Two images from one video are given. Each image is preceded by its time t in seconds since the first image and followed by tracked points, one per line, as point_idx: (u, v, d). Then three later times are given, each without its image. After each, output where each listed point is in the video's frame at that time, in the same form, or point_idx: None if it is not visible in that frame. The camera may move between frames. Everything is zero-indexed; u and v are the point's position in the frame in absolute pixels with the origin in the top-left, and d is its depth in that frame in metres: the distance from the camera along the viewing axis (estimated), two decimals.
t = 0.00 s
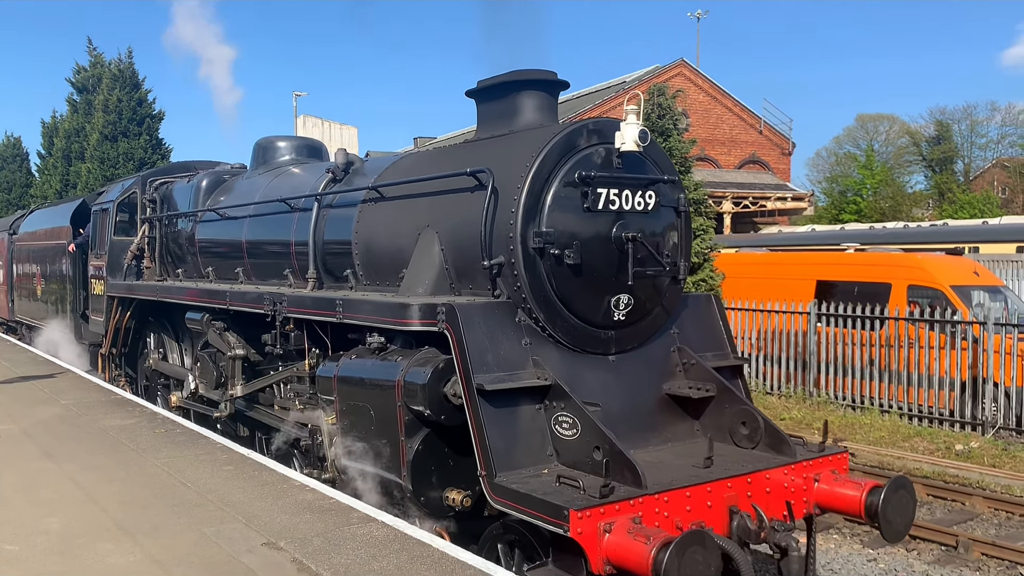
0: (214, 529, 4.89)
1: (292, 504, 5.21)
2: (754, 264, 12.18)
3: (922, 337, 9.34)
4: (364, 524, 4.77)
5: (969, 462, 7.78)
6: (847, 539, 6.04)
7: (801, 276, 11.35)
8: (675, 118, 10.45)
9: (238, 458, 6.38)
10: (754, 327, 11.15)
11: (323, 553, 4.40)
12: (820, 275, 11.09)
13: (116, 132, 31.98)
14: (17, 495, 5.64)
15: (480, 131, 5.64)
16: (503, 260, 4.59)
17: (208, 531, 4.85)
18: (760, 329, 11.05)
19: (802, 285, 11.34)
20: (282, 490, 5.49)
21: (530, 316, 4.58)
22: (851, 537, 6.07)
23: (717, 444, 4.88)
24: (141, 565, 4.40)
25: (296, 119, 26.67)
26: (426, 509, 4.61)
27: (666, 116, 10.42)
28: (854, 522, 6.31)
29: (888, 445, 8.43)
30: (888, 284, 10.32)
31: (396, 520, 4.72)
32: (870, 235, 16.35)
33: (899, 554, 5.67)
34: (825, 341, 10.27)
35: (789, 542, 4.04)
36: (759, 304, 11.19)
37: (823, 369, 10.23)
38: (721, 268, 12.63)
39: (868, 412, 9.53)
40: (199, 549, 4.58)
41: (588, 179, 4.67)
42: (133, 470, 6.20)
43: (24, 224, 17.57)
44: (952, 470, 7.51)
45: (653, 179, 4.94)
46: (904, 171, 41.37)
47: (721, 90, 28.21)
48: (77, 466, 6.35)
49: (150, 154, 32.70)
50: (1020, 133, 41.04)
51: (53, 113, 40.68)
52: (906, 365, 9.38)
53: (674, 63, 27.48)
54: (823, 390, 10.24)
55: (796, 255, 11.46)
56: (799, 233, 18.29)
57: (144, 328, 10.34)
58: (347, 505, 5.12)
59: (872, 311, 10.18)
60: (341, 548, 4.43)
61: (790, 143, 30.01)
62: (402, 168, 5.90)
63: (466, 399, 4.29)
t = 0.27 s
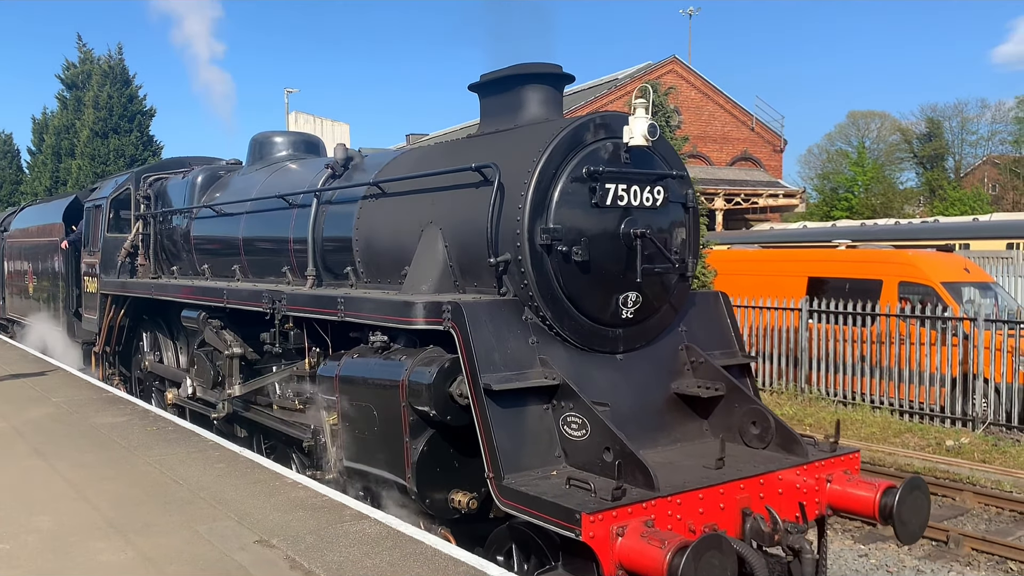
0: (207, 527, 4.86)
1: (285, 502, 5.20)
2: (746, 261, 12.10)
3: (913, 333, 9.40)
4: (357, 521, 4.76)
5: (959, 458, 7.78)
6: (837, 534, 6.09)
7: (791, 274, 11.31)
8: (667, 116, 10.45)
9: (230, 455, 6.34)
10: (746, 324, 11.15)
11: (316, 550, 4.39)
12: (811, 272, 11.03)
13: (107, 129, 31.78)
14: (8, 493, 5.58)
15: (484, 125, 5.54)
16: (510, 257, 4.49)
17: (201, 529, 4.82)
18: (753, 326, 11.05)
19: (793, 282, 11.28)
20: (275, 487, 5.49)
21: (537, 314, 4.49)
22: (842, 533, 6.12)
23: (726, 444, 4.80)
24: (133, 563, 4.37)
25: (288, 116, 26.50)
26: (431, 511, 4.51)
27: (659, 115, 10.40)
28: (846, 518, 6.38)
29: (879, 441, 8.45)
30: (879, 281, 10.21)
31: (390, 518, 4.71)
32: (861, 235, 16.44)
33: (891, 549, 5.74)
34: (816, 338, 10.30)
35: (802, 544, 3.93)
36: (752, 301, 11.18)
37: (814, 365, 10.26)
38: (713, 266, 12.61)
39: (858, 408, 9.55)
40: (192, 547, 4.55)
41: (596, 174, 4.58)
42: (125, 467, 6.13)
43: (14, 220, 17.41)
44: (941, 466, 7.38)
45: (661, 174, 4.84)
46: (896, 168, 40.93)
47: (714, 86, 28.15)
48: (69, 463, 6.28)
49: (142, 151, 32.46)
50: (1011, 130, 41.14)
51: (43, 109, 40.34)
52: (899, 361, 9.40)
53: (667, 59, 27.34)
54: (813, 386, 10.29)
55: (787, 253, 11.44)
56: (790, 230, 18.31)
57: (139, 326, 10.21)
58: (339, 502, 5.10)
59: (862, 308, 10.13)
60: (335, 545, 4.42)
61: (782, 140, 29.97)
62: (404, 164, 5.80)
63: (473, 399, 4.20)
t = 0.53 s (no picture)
0: (195, 527, 4.78)
1: (274, 501, 5.13)
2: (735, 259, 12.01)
3: (901, 331, 9.35)
4: (348, 521, 4.66)
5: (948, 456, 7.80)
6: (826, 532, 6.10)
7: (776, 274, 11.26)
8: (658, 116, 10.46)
9: (219, 455, 6.25)
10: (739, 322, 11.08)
11: (306, 550, 4.32)
12: (799, 271, 10.95)
13: (95, 126, 31.49)
14: None
15: (486, 121, 5.43)
16: (515, 256, 4.39)
17: (189, 529, 4.74)
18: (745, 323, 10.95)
19: (779, 282, 11.21)
20: (264, 487, 5.43)
21: (543, 315, 4.39)
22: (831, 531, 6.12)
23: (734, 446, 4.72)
24: (121, 563, 4.29)
25: (277, 113, 26.31)
26: (434, 516, 4.40)
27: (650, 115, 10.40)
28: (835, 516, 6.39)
29: (869, 440, 8.44)
30: (867, 280, 10.23)
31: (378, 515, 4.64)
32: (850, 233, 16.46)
33: (880, 547, 5.72)
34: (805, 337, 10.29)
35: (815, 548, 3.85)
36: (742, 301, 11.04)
37: (803, 364, 10.22)
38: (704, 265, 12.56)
39: (847, 406, 9.53)
40: (180, 547, 4.47)
41: (603, 172, 4.48)
42: (112, 467, 6.02)
43: None
44: (929, 464, 7.40)
45: (668, 171, 4.75)
46: (884, 169, 40.60)
47: (704, 85, 28.14)
48: (55, 463, 6.16)
49: (130, 149, 32.18)
50: (998, 130, 41.29)
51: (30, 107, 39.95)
52: (886, 360, 9.40)
53: (656, 59, 27.19)
54: (802, 384, 10.24)
55: (775, 253, 11.37)
56: (779, 229, 18.32)
57: (130, 326, 10.04)
58: (328, 501, 5.03)
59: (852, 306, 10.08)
60: (324, 543, 4.35)
61: (771, 140, 29.96)
62: (404, 161, 5.69)
63: (478, 401, 4.09)
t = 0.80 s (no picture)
0: (182, 529, 4.70)
1: (260, 503, 5.05)
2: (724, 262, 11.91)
3: (887, 332, 9.38)
4: (335, 522, 4.62)
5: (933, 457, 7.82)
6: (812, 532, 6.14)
7: (764, 273, 11.16)
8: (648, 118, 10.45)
9: (206, 457, 6.14)
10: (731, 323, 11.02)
11: (293, 551, 4.27)
12: (787, 273, 10.88)
13: (82, 126, 31.18)
14: None
15: (487, 119, 5.32)
16: (520, 258, 4.29)
17: (175, 531, 4.67)
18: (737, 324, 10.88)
19: (768, 283, 11.11)
20: (251, 488, 5.35)
21: (548, 317, 4.29)
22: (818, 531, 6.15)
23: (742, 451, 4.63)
24: (107, 566, 4.21)
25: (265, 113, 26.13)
26: (437, 524, 4.29)
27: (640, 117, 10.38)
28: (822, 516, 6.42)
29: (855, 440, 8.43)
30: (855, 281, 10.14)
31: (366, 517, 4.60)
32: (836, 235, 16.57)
33: (866, 547, 5.75)
34: (792, 338, 10.26)
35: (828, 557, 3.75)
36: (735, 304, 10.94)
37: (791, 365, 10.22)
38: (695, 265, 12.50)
39: (834, 407, 9.56)
40: (166, 549, 4.40)
41: (609, 171, 4.39)
42: (97, 469, 5.91)
43: None
44: (915, 465, 7.45)
45: (675, 171, 4.66)
46: (870, 170, 40.31)
47: (691, 88, 28.17)
48: (39, 465, 6.04)
49: (116, 149, 31.87)
50: (983, 133, 41.56)
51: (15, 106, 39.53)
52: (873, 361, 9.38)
53: (644, 60, 27.13)
54: (790, 386, 10.27)
55: (761, 254, 11.27)
56: (766, 230, 18.37)
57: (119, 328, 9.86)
58: (315, 503, 5.00)
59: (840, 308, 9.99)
60: (310, 545, 4.29)
61: (759, 142, 30.00)
62: (403, 160, 5.58)
63: (483, 407, 3.98)
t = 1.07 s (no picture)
0: (167, 533, 4.61)
1: (247, 507, 4.97)
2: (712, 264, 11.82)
3: (876, 335, 9.26)
4: (321, 526, 4.57)
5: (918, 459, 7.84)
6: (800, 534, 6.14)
7: (752, 276, 11.12)
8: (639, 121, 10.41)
9: (192, 460, 6.02)
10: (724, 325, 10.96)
11: (279, 555, 4.20)
12: (773, 275, 10.87)
13: (67, 128, 30.85)
14: None
15: (489, 119, 5.22)
16: (526, 260, 4.19)
17: (161, 535, 4.58)
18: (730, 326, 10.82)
19: (757, 285, 11.04)
20: (237, 492, 5.26)
21: (555, 322, 4.19)
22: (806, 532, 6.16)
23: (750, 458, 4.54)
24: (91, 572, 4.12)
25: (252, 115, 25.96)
26: (440, 534, 4.18)
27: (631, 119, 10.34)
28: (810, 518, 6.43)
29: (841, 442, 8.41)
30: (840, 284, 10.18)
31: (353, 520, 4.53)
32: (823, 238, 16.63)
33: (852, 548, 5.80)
34: (778, 341, 10.17)
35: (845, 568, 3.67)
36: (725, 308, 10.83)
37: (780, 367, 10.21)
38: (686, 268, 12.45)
39: (820, 409, 9.56)
40: (152, 554, 4.30)
41: (617, 172, 4.30)
42: (82, 473, 5.78)
43: None
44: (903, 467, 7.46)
45: (683, 172, 4.58)
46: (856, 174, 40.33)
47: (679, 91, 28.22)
48: (21, 469, 5.91)
49: (102, 151, 31.55)
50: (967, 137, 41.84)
51: None
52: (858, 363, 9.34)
53: (632, 64, 27.15)
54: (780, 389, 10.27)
55: (747, 255, 11.24)
56: (754, 233, 18.40)
57: (108, 332, 9.70)
58: (302, 507, 4.93)
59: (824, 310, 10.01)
60: (297, 550, 4.22)
61: (746, 145, 30.05)
62: (403, 161, 5.48)
63: (489, 414, 3.88)
